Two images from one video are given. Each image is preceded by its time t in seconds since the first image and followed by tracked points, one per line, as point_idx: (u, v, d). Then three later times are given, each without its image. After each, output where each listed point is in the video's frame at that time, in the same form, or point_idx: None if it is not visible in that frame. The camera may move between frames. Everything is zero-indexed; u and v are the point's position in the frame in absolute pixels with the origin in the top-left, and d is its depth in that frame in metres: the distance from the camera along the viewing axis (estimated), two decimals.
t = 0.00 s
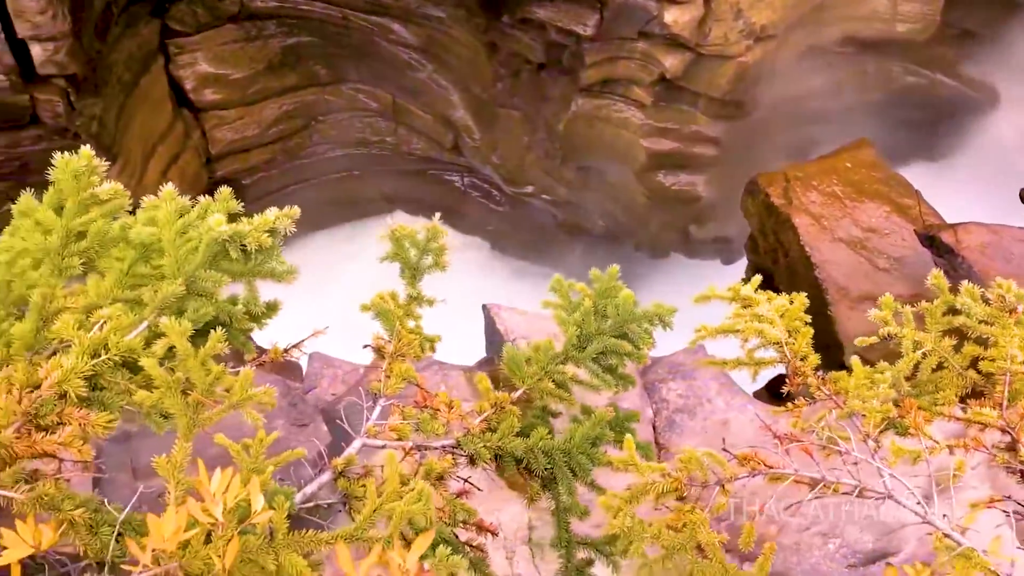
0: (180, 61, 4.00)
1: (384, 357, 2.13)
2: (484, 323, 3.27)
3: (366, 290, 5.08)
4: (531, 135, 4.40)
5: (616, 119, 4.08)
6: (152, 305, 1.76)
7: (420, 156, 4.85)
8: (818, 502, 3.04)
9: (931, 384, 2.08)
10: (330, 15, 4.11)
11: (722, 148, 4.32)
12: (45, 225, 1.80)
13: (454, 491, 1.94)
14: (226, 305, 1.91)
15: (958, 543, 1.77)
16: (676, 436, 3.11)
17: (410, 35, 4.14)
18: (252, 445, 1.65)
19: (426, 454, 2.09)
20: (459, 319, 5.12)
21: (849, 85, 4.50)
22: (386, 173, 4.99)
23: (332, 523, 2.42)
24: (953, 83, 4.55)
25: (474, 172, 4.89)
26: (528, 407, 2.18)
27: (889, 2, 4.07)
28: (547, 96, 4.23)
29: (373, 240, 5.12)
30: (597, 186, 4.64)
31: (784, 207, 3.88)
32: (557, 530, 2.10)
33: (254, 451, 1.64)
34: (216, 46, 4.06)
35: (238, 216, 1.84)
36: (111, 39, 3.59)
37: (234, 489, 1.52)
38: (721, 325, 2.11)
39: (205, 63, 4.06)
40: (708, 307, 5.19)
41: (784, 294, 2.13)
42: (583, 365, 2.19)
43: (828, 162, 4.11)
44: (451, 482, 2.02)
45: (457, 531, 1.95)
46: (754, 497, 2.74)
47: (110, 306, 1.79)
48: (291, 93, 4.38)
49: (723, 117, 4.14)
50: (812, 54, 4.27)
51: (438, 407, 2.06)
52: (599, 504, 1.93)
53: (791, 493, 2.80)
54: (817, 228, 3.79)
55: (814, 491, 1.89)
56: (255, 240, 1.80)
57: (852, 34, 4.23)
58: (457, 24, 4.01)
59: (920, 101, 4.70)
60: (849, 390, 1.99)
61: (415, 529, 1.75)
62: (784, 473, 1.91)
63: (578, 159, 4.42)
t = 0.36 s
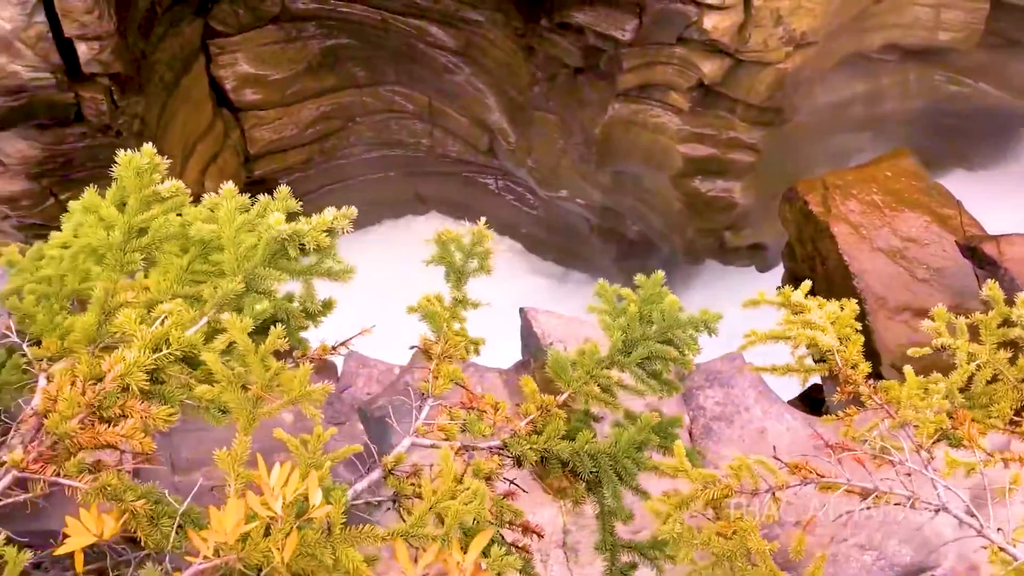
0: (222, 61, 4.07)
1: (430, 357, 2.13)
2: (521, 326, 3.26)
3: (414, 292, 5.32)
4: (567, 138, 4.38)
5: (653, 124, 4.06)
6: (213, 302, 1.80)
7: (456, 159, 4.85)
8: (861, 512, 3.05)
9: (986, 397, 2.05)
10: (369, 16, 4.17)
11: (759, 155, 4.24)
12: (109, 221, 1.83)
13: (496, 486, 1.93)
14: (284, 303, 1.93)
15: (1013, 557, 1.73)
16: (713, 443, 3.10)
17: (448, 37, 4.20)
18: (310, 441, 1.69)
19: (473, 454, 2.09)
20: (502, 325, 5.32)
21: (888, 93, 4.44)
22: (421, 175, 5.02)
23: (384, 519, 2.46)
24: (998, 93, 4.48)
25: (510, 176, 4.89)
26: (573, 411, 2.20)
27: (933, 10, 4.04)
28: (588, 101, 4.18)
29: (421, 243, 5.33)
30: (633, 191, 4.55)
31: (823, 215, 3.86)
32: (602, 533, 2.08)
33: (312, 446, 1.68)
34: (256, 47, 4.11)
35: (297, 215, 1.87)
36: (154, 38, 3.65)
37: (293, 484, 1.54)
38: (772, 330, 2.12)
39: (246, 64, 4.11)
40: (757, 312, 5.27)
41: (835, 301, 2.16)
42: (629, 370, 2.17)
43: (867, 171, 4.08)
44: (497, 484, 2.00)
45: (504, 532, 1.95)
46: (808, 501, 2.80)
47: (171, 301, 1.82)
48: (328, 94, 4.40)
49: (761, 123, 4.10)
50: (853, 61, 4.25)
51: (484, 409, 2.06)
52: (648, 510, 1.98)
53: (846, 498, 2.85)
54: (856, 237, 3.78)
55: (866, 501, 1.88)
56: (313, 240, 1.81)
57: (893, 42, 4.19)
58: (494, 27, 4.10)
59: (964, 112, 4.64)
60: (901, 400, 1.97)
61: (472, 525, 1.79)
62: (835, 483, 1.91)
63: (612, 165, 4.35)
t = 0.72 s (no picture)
0: (267, 65, 4.12)
1: (486, 359, 2.15)
2: (562, 333, 3.26)
3: (468, 293, 5.32)
4: (607, 146, 4.42)
5: (694, 132, 4.09)
6: (279, 302, 1.83)
7: (495, 164, 4.88)
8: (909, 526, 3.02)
9: None
10: (412, 21, 4.18)
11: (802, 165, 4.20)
12: (178, 220, 1.91)
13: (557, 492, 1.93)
14: (347, 304, 1.94)
15: None
16: (755, 453, 3.10)
17: (491, 44, 4.24)
18: (372, 439, 1.70)
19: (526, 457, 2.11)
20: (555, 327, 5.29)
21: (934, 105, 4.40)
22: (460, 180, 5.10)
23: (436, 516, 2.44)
24: None
25: (548, 182, 4.92)
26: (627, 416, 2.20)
27: (982, 20, 4.03)
28: (627, 108, 4.24)
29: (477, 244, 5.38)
30: (674, 200, 4.56)
31: (866, 226, 3.83)
32: (655, 539, 2.12)
33: (375, 444, 1.68)
34: (302, 51, 4.16)
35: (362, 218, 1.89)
36: (202, 42, 3.69)
37: (358, 482, 1.55)
38: (830, 341, 2.12)
39: (290, 68, 4.17)
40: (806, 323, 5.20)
41: (895, 313, 2.15)
42: (685, 377, 2.21)
43: (913, 182, 4.03)
44: (551, 487, 2.00)
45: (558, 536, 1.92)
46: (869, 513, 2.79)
47: (237, 300, 1.85)
48: (370, 99, 4.45)
49: (804, 132, 4.07)
50: (897, 71, 4.24)
51: (539, 412, 2.07)
52: (706, 517, 2.00)
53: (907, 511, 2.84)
54: (901, 249, 3.73)
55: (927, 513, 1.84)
56: (378, 244, 1.82)
57: (940, 52, 4.15)
58: (537, 34, 4.14)
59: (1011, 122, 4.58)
60: (963, 414, 1.94)
61: (531, 528, 1.82)
62: (895, 493, 1.88)
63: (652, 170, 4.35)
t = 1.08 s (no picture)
0: (309, 70, 4.17)
1: (534, 362, 2.16)
2: (604, 337, 3.32)
3: (520, 295, 5.38)
4: (646, 150, 4.49)
5: (735, 137, 4.08)
6: (334, 299, 1.84)
7: (533, 169, 4.93)
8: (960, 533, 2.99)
9: None
10: (452, 27, 4.21)
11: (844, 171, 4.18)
12: (235, 220, 1.90)
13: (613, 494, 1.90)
14: (399, 301, 1.96)
15: None
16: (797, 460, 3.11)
17: (530, 49, 4.25)
18: (429, 435, 1.72)
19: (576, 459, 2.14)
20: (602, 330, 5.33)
21: (980, 111, 4.34)
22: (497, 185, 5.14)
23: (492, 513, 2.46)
24: None
25: (587, 186, 4.99)
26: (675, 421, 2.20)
27: None
28: (665, 112, 4.32)
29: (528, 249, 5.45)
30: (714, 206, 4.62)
31: (911, 233, 3.80)
32: (702, 545, 2.08)
33: (432, 441, 1.71)
34: (344, 57, 4.21)
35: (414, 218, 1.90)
36: (245, 48, 3.77)
37: (417, 476, 1.56)
38: (881, 347, 2.09)
39: (332, 73, 4.21)
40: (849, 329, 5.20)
41: (950, 317, 2.12)
42: (734, 384, 2.21)
43: (958, 188, 4.00)
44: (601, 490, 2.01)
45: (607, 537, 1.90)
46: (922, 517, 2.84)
47: (293, 297, 1.86)
48: (409, 104, 4.49)
49: (846, 138, 4.04)
50: (941, 76, 4.20)
51: (588, 415, 2.08)
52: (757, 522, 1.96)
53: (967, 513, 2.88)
54: (945, 256, 3.68)
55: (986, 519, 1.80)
56: (430, 242, 1.83)
57: (986, 57, 4.09)
58: (577, 38, 4.17)
59: None
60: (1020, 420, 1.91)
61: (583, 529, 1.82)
62: (953, 498, 1.84)
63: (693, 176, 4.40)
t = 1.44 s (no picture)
0: (350, 77, 4.22)
1: (584, 365, 2.15)
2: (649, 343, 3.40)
3: (570, 299, 5.54)
4: (686, 155, 4.47)
5: (777, 141, 4.05)
6: (390, 302, 1.86)
7: (572, 174, 4.93)
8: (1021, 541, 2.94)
9: None
10: (492, 33, 4.24)
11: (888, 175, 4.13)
12: (293, 225, 1.94)
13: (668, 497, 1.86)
14: (454, 305, 1.97)
15: None
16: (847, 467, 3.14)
17: (570, 54, 4.27)
18: (485, 438, 1.72)
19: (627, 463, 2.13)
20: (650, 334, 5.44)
21: None
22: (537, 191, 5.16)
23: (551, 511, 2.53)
24: None
25: (626, 192, 4.97)
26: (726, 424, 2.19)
27: None
28: (705, 116, 4.31)
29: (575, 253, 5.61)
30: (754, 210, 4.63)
31: (958, 238, 3.74)
32: (756, 548, 2.07)
33: (488, 443, 1.71)
34: (383, 64, 4.24)
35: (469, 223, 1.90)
36: (288, 55, 3.83)
37: (474, 476, 1.56)
38: (942, 349, 2.05)
39: (373, 80, 4.25)
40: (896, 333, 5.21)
41: (1010, 323, 2.07)
42: (786, 386, 2.19)
43: (1008, 194, 3.91)
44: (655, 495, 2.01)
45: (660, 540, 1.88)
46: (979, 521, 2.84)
47: (350, 301, 1.87)
48: (448, 110, 4.52)
49: (891, 142, 3.98)
50: (989, 78, 4.11)
51: (638, 418, 2.08)
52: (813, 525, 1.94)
53: None
54: (994, 262, 3.61)
55: None
56: (485, 248, 1.82)
57: None
58: (616, 43, 4.20)
59: None
60: None
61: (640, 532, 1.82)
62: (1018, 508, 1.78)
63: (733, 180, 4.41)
